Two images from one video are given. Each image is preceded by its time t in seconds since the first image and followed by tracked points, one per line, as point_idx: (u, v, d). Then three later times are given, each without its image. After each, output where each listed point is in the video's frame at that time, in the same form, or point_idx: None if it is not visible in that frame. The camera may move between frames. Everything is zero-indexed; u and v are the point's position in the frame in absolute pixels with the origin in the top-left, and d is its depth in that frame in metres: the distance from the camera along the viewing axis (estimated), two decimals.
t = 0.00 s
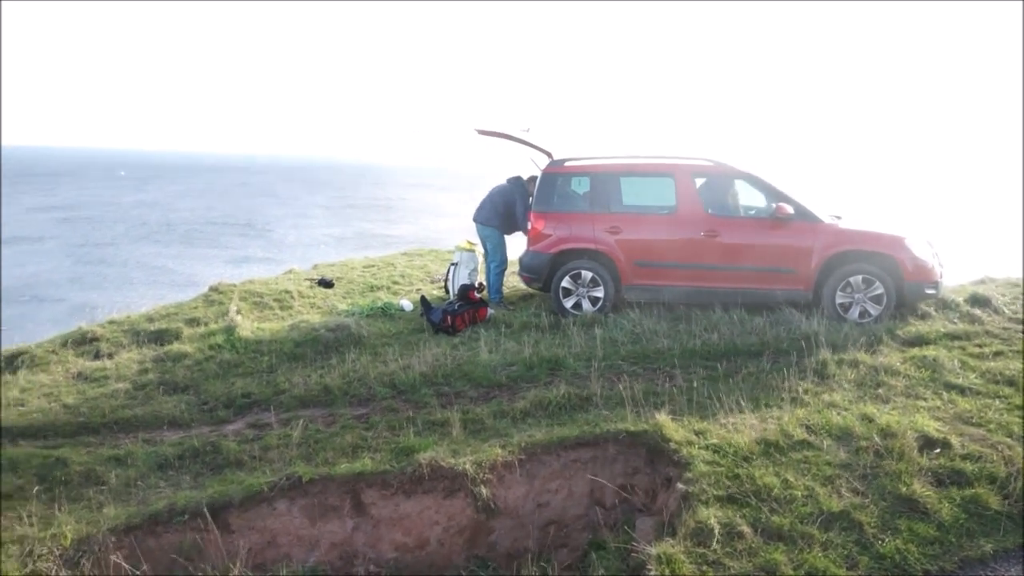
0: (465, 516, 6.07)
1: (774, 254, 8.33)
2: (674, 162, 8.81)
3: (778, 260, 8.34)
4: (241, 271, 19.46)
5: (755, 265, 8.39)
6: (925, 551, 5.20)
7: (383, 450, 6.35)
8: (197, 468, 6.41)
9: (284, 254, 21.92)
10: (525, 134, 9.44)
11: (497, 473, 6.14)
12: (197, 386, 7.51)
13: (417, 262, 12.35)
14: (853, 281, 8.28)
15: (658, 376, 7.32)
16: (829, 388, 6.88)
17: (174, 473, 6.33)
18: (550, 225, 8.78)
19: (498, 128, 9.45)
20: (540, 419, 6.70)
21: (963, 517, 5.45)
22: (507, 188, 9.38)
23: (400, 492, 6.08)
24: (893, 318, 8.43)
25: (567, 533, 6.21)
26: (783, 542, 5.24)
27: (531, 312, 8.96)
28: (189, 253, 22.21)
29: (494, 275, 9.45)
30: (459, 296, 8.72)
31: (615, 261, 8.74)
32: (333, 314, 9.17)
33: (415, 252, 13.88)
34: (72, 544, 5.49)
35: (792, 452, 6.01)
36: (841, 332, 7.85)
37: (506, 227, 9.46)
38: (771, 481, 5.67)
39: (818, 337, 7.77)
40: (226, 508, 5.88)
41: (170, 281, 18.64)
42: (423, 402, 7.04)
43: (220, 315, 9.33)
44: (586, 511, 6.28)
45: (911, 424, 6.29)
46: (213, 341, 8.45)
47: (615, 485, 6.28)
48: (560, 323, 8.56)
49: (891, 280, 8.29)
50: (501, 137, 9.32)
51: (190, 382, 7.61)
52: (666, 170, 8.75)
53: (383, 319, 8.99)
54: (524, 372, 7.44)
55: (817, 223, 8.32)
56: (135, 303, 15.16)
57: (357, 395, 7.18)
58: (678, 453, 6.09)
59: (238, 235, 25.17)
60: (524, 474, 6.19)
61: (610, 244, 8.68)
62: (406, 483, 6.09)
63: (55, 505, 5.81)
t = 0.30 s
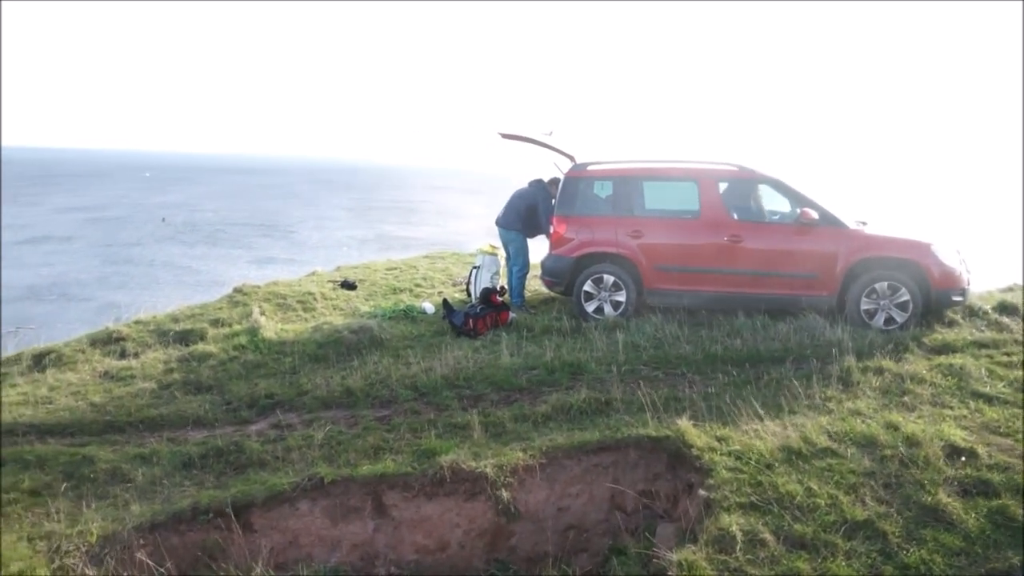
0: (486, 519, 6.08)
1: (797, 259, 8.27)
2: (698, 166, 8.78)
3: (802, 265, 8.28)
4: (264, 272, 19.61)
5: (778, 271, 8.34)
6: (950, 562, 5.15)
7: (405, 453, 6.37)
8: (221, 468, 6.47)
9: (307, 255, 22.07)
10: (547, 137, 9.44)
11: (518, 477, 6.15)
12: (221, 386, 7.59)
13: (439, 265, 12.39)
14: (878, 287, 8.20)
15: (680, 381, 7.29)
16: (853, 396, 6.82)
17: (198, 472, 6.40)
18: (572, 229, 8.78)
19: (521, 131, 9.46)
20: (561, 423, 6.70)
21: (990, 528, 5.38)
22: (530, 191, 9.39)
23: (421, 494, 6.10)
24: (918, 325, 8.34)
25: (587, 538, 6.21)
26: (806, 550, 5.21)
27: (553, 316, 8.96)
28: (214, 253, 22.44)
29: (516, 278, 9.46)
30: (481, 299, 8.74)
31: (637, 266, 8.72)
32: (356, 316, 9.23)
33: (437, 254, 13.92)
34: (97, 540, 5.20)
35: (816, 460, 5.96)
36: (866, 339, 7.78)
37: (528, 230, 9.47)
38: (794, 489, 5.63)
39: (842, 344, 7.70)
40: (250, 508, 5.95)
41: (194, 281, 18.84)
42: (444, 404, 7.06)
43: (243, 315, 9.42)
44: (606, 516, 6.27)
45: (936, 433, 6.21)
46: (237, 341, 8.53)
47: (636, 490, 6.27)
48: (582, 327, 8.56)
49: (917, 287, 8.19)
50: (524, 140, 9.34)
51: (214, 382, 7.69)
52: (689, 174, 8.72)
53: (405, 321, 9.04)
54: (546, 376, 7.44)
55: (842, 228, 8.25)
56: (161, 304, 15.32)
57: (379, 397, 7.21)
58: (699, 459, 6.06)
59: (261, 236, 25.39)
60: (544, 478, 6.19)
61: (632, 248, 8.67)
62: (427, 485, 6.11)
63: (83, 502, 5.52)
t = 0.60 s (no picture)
0: (518, 522, 6.09)
1: (833, 260, 8.17)
2: (730, 167, 8.71)
3: (836, 267, 8.19)
4: (295, 275, 19.83)
5: (812, 273, 8.25)
6: (991, 570, 5.06)
7: (437, 455, 6.39)
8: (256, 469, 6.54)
9: (337, 258, 22.26)
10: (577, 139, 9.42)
11: (550, 480, 6.14)
12: (255, 388, 7.68)
13: (469, 267, 12.43)
14: (915, 289, 8.06)
15: (712, 385, 7.24)
16: (889, 400, 6.72)
17: (233, 473, 6.47)
18: (603, 231, 8.77)
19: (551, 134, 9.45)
20: (592, 427, 6.68)
21: None
22: (560, 194, 9.38)
23: (453, 497, 6.12)
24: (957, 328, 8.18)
25: (619, 542, 6.20)
26: (842, 557, 5.15)
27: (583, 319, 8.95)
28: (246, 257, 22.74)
29: (547, 281, 9.46)
30: (511, 302, 8.75)
31: (669, 268, 8.68)
32: (387, 319, 9.30)
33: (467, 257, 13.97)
34: (137, 540, 5.66)
35: (851, 465, 5.87)
36: (902, 342, 7.67)
37: (558, 233, 9.46)
38: (830, 494, 5.55)
39: (877, 347, 7.60)
40: (284, 510, 6.00)
41: (227, 285, 19.10)
42: (476, 408, 7.08)
43: (276, 318, 9.53)
44: (638, 520, 6.25)
45: (976, 437, 6.09)
46: (270, 344, 8.63)
47: (669, 494, 6.23)
48: (612, 330, 8.54)
49: (955, 288, 8.04)
50: (554, 143, 9.33)
51: (248, 385, 7.78)
52: (721, 175, 8.65)
53: (436, 324, 9.08)
54: (576, 379, 7.43)
55: (878, 229, 8.13)
56: (195, 308, 15.55)
57: (411, 400, 7.25)
58: (733, 463, 6.02)
59: (292, 239, 25.66)
60: (576, 482, 6.18)
61: (663, 251, 8.63)
62: (459, 488, 6.12)
63: (122, 502, 6.13)
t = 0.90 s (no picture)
0: (548, 526, 6.10)
1: (867, 266, 8.08)
2: (762, 171, 8.63)
3: (871, 272, 8.09)
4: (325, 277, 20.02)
5: (846, 278, 8.16)
6: None
7: (467, 458, 6.42)
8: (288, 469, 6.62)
9: (367, 260, 22.43)
10: (608, 143, 9.41)
11: (580, 484, 6.14)
12: (289, 390, 7.77)
13: (499, 271, 12.46)
14: (952, 295, 7.94)
15: (744, 390, 7.18)
16: (925, 407, 6.62)
17: (266, 473, 6.54)
18: (634, 235, 8.74)
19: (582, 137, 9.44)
20: (623, 432, 6.66)
21: None
22: (591, 197, 9.37)
23: (483, 500, 6.14)
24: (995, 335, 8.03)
25: (649, 547, 6.18)
26: (877, 566, 5.08)
27: (613, 323, 8.93)
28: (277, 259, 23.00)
29: (577, 285, 9.46)
30: (541, 306, 8.76)
31: (700, 272, 8.64)
32: (417, 322, 9.36)
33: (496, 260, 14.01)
34: (172, 539, 5.75)
35: (886, 473, 5.80)
36: (938, 349, 7.55)
37: (589, 237, 9.45)
38: (865, 502, 5.48)
39: (912, 354, 7.49)
40: (315, 510, 6.06)
41: (259, 287, 19.33)
42: (506, 411, 7.10)
43: (309, 320, 9.63)
44: (669, 525, 6.24)
45: (1016, 446, 5.97)
46: (302, 346, 8.73)
47: (700, 500, 6.21)
48: (643, 334, 8.51)
49: (994, 294, 7.90)
50: (585, 146, 9.33)
51: (281, 386, 7.88)
52: (754, 179, 8.58)
53: (466, 327, 9.12)
54: (607, 383, 7.42)
55: (914, 235, 8.01)
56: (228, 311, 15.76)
57: (441, 402, 7.29)
58: (765, 470, 5.97)
59: (322, 242, 25.89)
60: (606, 486, 6.16)
61: (695, 255, 8.59)
62: (489, 491, 6.14)
63: (158, 501, 6.22)
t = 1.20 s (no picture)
0: (584, 527, 6.09)
1: (908, 267, 7.94)
2: (800, 172, 8.53)
3: (911, 274, 7.96)
4: (360, 278, 20.20)
5: (885, 280, 8.04)
6: None
7: (503, 459, 6.44)
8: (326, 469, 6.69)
9: (400, 262, 22.59)
10: (644, 144, 9.37)
11: (616, 486, 6.13)
12: (326, 390, 7.86)
13: (533, 272, 12.47)
14: (997, 297, 7.77)
15: (781, 393, 7.11)
16: (969, 412, 6.50)
17: (304, 472, 6.62)
18: (669, 237, 8.70)
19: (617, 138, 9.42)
20: (659, 434, 6.63)
21: None
22: (626, 199, 9.34)
23: (518, 501, 6.16)
24: None
25: (686, 551, 6.12)
26: (919, 573, 5.00)
27: (648, 325, 8.89)
28: (312, 261, 23.26)
29: (612, 287, 9.46)
30: (576, 307, 8.75)
31: (736, 274, 8.57)
32: (452, 323, 9.40)
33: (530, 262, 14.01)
34: (213, 537, 5.85)
35: (928, 478, 5.70)
36: (982, 353, 7.40)
37: (624, 238, 9.43)
38: (907, 507, 5.39)
39: (955, 357, 7.35)
40: (353, 510, 6.12)
41: (295, 288, 19.55)
42: (541, 412, 7.10)
43: (345, 321, 9.73)
44: (706, 529, 6.16)
45: None
46: (338, 347, 8.82)
47: (737, 504, 6.15)
48: (678, 336, 8.45)
49: None
50: (620, 147, 9.30)
51: (318, 386, 7.97)
52: (791, 180, 8.48)
53: (501, 329, 9.14)
54: (642, 385, 7.39)
55: (957, 236, 7.86)
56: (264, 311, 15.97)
57: (477, 403, 7.32)
58: (804, 474, 5.91)
59: (357, 243, 26.12)
60: (642, 488, 6.14)
61: (731, 256, 8.53)
62: (524, 492, 6.16)
63: (199, 499, 6.34)
